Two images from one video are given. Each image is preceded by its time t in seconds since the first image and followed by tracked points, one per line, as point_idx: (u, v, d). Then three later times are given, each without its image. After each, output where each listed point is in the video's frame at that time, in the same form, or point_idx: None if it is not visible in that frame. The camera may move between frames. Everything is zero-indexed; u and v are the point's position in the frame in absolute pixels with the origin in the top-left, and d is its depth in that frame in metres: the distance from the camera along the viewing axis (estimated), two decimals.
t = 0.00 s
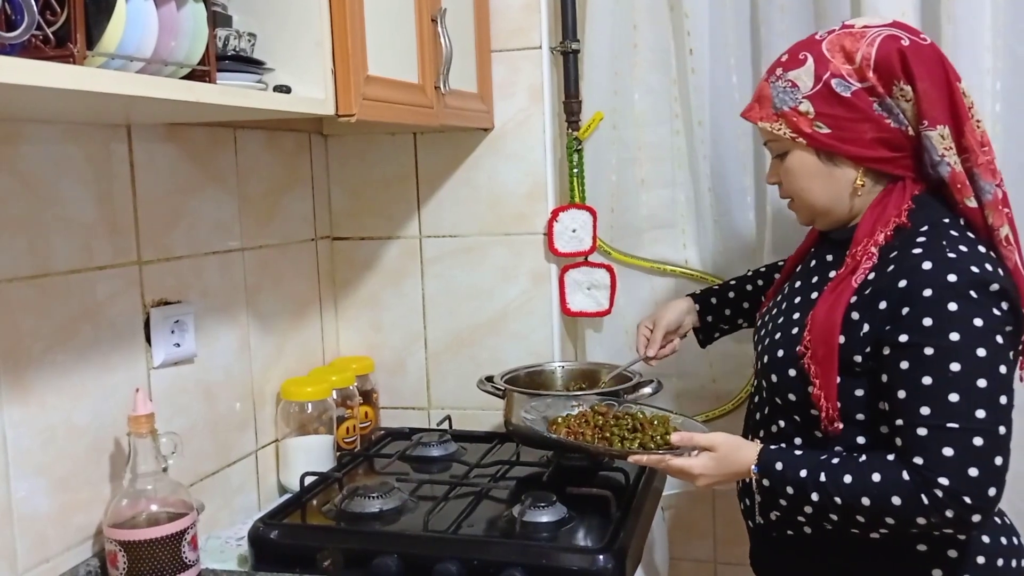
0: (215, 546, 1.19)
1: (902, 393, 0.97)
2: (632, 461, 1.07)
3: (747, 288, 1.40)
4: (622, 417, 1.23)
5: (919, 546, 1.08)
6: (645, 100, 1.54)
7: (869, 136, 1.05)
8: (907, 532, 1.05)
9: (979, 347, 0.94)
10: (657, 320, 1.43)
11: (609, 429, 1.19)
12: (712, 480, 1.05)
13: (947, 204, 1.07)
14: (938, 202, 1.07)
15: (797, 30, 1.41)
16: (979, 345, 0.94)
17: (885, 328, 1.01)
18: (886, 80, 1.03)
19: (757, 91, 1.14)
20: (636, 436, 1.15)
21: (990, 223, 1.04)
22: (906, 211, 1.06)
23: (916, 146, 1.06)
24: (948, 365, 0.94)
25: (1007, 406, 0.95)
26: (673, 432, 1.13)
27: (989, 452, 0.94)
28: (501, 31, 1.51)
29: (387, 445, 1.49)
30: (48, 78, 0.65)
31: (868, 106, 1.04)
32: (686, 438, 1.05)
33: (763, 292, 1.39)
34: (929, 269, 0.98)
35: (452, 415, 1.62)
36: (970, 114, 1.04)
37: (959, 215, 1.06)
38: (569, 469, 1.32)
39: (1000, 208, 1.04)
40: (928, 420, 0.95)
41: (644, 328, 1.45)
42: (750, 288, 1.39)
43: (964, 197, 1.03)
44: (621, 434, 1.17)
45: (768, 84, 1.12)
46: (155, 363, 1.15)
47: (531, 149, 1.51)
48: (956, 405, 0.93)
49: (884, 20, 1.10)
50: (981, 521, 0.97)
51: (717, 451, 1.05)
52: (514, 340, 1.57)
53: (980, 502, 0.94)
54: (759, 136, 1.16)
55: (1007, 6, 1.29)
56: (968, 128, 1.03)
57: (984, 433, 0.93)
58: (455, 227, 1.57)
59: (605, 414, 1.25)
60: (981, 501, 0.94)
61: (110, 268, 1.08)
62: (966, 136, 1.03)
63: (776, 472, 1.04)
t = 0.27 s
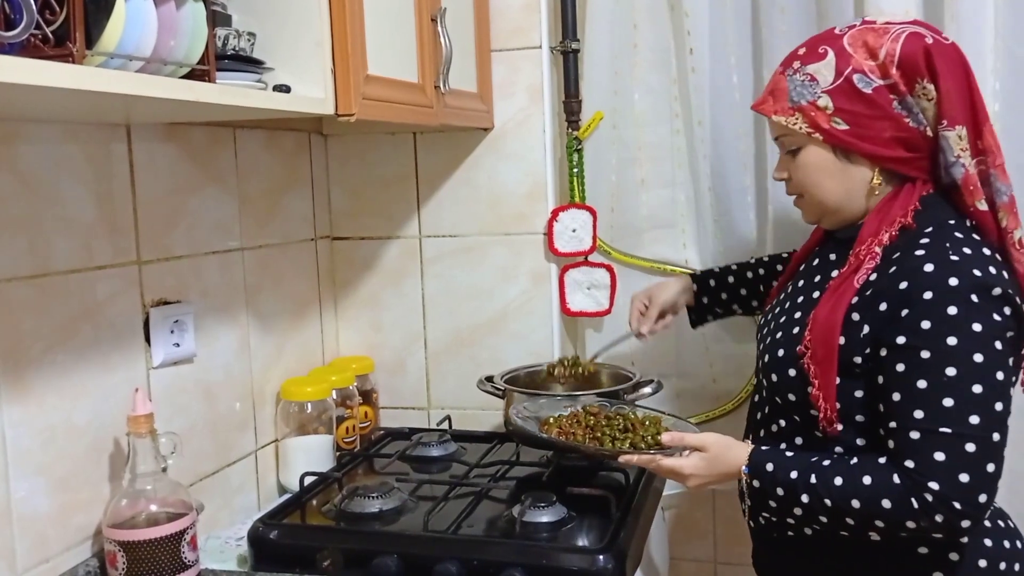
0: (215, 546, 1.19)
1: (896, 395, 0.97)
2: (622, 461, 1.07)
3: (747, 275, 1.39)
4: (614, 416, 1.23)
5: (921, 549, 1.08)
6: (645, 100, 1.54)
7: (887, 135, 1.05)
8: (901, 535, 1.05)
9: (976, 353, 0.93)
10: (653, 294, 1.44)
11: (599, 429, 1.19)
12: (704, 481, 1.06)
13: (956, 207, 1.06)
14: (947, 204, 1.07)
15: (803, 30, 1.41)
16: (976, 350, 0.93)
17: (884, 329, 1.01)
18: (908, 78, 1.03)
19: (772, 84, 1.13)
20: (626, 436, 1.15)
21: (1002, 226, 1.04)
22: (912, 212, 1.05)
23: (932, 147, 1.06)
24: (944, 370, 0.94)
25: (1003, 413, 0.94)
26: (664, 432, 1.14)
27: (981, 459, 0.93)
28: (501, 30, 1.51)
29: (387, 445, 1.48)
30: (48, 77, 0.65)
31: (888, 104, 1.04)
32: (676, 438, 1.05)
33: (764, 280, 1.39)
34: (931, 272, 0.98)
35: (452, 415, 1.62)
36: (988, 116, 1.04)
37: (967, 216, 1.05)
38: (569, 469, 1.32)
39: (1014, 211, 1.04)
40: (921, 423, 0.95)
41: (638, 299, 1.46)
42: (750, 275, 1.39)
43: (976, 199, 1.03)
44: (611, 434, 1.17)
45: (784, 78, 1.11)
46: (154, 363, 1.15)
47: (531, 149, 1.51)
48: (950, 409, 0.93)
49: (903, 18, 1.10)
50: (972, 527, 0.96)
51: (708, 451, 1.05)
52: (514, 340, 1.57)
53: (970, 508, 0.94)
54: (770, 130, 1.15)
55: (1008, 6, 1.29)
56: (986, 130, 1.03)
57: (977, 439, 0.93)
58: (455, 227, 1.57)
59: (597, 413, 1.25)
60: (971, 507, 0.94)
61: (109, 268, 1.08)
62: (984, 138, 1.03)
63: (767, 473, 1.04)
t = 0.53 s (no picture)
0: (215, 546, 1.19)
1: (904, 398, 0.97)
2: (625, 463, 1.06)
3: (732, 278, 1.39)
4: (618, 419, 1.22)
5: (922, 552, 1.07)
6: (645, 100, 1.54)
7: (907, 133, 1.04)
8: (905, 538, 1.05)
9: (985, 356, 0.93)
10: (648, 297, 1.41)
11: (602, 431, 1.19)
12: (707, 481, 1.06)
13: (968, 208, 1.07)
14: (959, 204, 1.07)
15: (799, 31, 1.40)
16: (985, 354, 0.93)
17: (893, 331, 1.01)
18: (929, 76, 1.03)
19: (786, 81, 1.11)
20: (629, 437, 1.14)
21: (1013, 226, 1.06)
22: (924, 212, 1.05)
23: (948, 147, 1.06)
24: (953, 374, 0.93)
25: (1010, 418, 0.94)
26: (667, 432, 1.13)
27: (988, 463, 0.93)
28: (501, 31, 1.51)
29: (387, 445, 1.48)
30: (47, 76, 0.65)
31: (909, 101, 1.03)
32: (679, 439, 1.05)
33: (747, 283, 1.39)
34: (940, 274, 0.98)
35: (452, 415, 1.62)
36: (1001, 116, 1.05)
37: (977, 216, 1.06)
38: (567, 471, 1.31)
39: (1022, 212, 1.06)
40: (929, 427, 0.94)
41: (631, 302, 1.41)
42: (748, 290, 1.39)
43: (989, 199, 1.04)
44: (614, 435, 1.16)
45: (801, 75, 1.09)
46: (155, 363, 1.15)
47: (531, 149, 1.51)
48: (958, 413, 0.93)
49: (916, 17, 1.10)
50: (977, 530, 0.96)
51: (712, 451, 1.05)
52: (514, 340, 1.57)
53: (976, 513, 0.94)
54: (782, 129, 1.14)
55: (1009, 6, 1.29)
56: (1000, 129, 1.04)
57: (985, 443, 0.93)
58: (455, 226, 1.57)
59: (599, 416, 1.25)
60: (976, 511, 0.94)
61: (109, 267, 1.08)
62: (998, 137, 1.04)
63: (770, 474, 1.04)
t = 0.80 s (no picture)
0: (215, 546, 1.19)
1: (923, 400, 0.97)
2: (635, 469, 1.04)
3: (737, 303, 1.39)
4: (624, 422, 1.21)
5: (937, 553, 1.07)
6: (646, 98, 1.54)
7: (923, 130, 1.04)
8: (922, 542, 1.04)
9: (1004, 357, 0.93)
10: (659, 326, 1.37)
11: (610, 435, 1.17)
12: (718, 490, 1.04)
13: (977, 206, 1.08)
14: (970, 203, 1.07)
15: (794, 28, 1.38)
16: (1005, 356, 0.93)
17: (911, 332, 1.01)
18: (945, 72, 1.03)
19: (799, 77, 1.10)
20: (639, 443, 1.13)
21: None
22: (936, 211, 1.05)
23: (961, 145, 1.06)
24: (972, 375, 0.94)
25: None
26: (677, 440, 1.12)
27: (1008, 465, 0.93)
28: (501, 29, 1.51)
29: (387, 444, 1.48)
30: (46, 73, 0.64)
31: (926, 97, 1.03)
32: (692, 445, 1.03)
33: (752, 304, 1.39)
34: (959, 274, 0.98)
35: (453, 414, 1.62)
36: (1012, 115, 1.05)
37: (986, 215, 1.07)
38: (566, 470, 1.31)
39: None
40: (949, 428, 0.94)
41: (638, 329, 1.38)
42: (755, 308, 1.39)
43: (1000, 198, 1.04)
44: (623, 441, 1.14)
45: (814, 70, 1.08)
46: (155, 362, 1.15)
47: (532, 147, 1.51)
48: (978, 415, 0.93)
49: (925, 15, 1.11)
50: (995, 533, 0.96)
51: (724, 459, 1.03)
52: (515, 339, 1.57)
53: (996, 515, 0.94)
54: (792, 125, 1.12)
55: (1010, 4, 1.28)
56: (1012, 128, 1.05)
57: (1004, 445, 0.93)
58: (456, 225, 1.57)
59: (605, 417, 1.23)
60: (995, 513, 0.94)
61: (108, 266, 1.07)
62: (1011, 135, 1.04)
63: (784, 481, 1.03)
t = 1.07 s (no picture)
0: (215, 545, 1.19)
1: (925, 403, 0.97)
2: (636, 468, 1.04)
3: (742, 307, 1.39)
4: (625, 420, 1.21)
5: (938, 553, 1.07)
6: (646, 97, 1.54)
7: (928, 130, 1.04)
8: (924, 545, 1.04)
9: (1008, 361, 0.93)
10: (658, 317, 1.39)
11: (610, 433, 1.16)
12: (717, 489, 1.04)
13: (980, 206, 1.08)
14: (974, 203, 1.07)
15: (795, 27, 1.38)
16: (1009, 359, 0.93)
17: (914, 334, 1.00)
18: (951, 71, 1.03)
19: (803, 74, 1.10)
20: (639, 441, 1.12)
21: None
22: (940, 212, 1.05)
23: (965, 144, 1.06)
24: (976, 378, 0.93)
25: None
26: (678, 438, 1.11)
27: (1011, 468, 0.93)
28: (500, 28, 1.51)
29: (387, 444, 1.48)
30: (46, 72, 0.64)
31: (932, 97, 1.03)
32: (692, 445, 1.03)
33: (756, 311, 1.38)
34: (963, 277, 0.97)
35: (453, 413, 1.62)
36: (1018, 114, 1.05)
37: (989, 216, 1.07)
38: (564, 468, 1.32)
39: None
40: (952, 432, 0.94)
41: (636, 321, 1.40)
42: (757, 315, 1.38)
43: (1005, 199, 1.04)
44: (624, 438, 1.14)
45: (820, 67, 1.08)
46: (154, 361, 1.15)
47: (532, 147, 1.51)
48: (982, 418, 0.93)
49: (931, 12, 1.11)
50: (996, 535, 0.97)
51: (724, 459, 1.04)
52: (514, 338, 1.57)
53: (998, 518, 0.94)
54: (796, 123, 1.12)
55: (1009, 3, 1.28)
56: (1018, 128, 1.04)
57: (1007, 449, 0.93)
58: (456, 224, 1.56)
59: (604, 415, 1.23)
60: (998, 516, 0.94)
61: (108, 265, 1.07)
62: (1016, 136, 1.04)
63: (784, 482, 1.04)
